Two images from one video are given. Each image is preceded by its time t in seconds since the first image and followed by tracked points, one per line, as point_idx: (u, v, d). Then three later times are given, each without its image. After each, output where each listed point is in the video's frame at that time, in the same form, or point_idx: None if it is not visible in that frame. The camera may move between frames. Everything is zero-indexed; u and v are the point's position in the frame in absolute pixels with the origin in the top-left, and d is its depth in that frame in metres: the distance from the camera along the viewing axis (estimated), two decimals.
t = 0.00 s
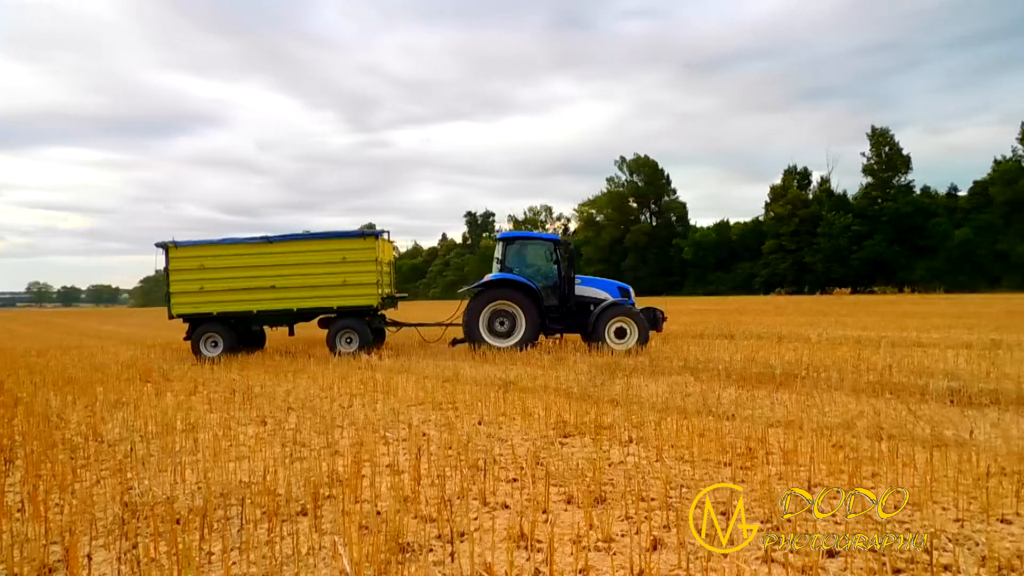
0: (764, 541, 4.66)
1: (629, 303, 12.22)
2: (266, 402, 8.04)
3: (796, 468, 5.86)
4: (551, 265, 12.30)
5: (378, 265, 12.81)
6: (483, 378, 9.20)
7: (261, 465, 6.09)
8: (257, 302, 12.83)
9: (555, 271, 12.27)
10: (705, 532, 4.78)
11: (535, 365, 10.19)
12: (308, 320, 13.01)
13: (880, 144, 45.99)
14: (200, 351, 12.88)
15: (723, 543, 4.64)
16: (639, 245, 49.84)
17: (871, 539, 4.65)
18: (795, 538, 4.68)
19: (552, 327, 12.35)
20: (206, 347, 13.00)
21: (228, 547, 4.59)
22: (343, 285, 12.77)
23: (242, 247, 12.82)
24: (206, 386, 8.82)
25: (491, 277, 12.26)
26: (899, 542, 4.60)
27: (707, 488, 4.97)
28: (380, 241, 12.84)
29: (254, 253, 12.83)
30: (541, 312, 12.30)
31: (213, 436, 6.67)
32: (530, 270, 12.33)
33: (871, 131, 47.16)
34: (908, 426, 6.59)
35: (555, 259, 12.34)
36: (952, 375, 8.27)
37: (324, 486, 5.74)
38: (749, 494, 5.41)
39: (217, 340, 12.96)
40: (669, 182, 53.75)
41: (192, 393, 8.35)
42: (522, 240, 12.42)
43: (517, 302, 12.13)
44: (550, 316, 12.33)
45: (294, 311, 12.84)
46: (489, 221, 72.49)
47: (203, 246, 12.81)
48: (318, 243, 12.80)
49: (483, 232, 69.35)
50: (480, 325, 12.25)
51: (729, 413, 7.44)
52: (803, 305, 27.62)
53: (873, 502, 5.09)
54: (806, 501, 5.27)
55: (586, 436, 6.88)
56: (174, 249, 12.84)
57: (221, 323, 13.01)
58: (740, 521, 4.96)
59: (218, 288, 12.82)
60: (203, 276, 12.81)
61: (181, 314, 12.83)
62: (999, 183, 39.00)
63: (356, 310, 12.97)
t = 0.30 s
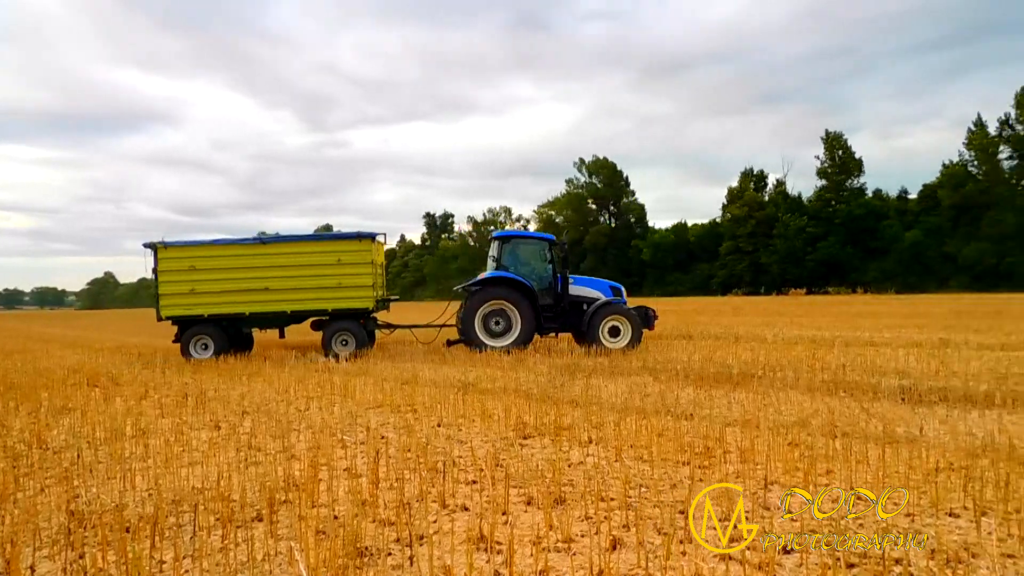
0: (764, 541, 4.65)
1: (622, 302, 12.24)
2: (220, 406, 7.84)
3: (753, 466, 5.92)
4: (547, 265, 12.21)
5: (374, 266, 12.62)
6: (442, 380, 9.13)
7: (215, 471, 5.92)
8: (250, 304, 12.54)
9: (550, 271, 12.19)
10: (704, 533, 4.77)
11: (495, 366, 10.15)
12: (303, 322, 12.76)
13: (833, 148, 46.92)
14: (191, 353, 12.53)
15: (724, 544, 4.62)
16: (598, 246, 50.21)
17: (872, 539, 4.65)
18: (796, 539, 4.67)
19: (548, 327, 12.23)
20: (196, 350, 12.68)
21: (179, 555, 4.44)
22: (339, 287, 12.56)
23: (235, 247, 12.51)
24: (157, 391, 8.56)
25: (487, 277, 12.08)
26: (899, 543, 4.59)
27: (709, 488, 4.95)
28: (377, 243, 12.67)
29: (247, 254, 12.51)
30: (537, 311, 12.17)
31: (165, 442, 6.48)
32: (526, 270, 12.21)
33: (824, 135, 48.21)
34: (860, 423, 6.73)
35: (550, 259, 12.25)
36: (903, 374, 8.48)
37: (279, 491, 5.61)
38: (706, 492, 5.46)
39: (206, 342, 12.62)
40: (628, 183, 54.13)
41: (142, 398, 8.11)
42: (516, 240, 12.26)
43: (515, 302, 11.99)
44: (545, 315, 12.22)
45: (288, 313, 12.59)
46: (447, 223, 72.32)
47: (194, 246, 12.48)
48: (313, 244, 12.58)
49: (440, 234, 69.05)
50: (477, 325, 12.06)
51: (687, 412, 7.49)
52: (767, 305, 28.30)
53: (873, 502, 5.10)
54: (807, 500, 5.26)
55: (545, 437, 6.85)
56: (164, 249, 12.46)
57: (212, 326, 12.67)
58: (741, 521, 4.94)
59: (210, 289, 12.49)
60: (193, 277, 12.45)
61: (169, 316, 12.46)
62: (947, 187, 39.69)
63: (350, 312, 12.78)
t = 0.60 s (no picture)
0: (765, 541, 4.64)
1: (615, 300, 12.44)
2: (176, 409, 7.65)
3: (714, 464, 5.96)
4: (543, 264, 12.31)
5: (373, 266, 12.69)
6: (404, 381, 9.04)
7: (170, 476, 5.76)
8: (248, 303, 12.50)
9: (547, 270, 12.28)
10: (706, 532, 4.75)
11: (457, 367, 10.09)
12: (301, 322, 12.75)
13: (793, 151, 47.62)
14: (188, 353, 12.46)
15: (725, 543, 4.61)
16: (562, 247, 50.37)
17: (871, 539, 4.65)
18: (793, 538, 4.66)
19: (545, 326, 12.27)
20: (192, 350, 12.55)
21: (132, 564, 4.30)
22: (337, 286, 12.59)
23: (233, 245, 12.52)
24: (110, 395, 8.31)
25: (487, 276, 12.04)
26: (898, 543, 4.59)
27: (707, 488, 4.94)
28: (376, 242, 12.75)
29: (245, 252, 12.54)
30: (534, 310, 12.22)
31: (118, 447, 6.29)
32: (523, 270, 12.25)
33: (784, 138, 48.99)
34: (819, 421, 6.84)
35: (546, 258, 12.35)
36: (859, 372, 8.65)
37: (237, 496, 5.47)
38: (669, 491, 5.47)
39: (201, 342, 12.50)
40: (590, 184, 54.20)
41: (94, 402, 7.87)
42: (511, 240, 12.38)
43: (514, 301, 11.99)
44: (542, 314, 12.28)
45: (285, 311, 12.55)
46: (409, 223, 71.91)
47: (190, 245, 12.44)
48: (312, 242, 12.61)
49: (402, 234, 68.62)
50: (478, 322, 11.98)
51: (649, 412, 7.52)
52: (732, 305, 28.73)
53: (873, 502, 5.08)
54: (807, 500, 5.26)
55: (508, 438, 6.79)
56: (159, 249, 12.37)
57: (208, 325, 12.59)
58: (740, 522, 4.93)
59: (206, 288, 12.44)
60: (189, 275, 12.40)
61: (164, 315, 12.35)
62: (901, 189, 41.63)
63: (347, 311, 12.81)
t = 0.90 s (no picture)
0: (765, 540, 4.63)
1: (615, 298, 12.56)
2: (139, 412, 7.47)
3: (683, 463, 5.98)
4: (543, 266, 12.29)
5: (377, 265, 12.69)
6: (373, 383, 8.95)
7: (132, 481, 5.62)
8: (252, 303, 12.33)
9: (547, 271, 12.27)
10: (706, 533, 4.74)
11: (426, 368, 10.02)
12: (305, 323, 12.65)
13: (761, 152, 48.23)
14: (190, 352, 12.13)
15: (724, 544, 4.60)
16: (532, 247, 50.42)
17: (871, 539, 4.65)
18: (792, 538, 4.66)
19: (547, 328, 12.29)
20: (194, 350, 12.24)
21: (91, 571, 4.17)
22: (342, 287, 12.53)
23: (236, 246, 12.32)
24: (70, 398, 8.09)
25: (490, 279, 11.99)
26: (898, 543, 4.59)
27: (707, 488, 4.93)
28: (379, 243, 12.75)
29: (247, 253, 12.35)
30: (536, 312, 12.21)
31: (78, 451, 6.13)
32: (524, 271, 12.23)
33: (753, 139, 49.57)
34: (786, 420, 6.90)
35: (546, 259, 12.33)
36: (826, 371, 8.78)
37: (201, 500, 5.35)
38: (638, 490, 5.48)
39: (204, 342, 12.19)
40: (560, 184, 54.44)
41: (53, 406, 7.65)
42: (510, 242, 12.30)
43: (518, 304, 11.98)
44: (544, 315, 12.28)
45: (289, 312, 12.42)
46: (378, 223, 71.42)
47: (191, 246, 12.16)
48: (316, 243, 12.54)
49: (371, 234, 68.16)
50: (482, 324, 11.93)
51: (618, 412, 7.52)
52: (701, 305, 28.97)
53: (872, 502, 5.09)
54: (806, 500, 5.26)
55: (478, 439, 6.73)
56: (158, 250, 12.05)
57: (210, 326, 12.33)
58: (740, 521, 4.92)
59: (208, 290, 12.21)
60: (192, 276, 12.15)
61: (165, 317, 12.07)
62: (866, 190, 42.46)
63: (350, 312, 12.74)
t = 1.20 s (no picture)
0: (764, 541, 4.63)
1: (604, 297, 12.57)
2: (85, 418, 7.22)
3: (641, 462, 5.99)
4: (535, 266, 12.30)
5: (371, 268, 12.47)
6: (329, 385, 8.79)
7: (77, 489, 5.42)
8: (245, 304, 12.05)
9: (539, 271, 12.30)
10: (705, 533, 4.73)
11: (384, 370, 9.91)
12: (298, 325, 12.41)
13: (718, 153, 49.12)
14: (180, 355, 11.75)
15: (723, 544, 4.60)
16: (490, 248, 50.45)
17: (870, 540, 4.65)
18: (792, 539, 4.66)
19: (540, 329, 12.26)
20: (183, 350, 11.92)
21: None
22: (336, 288, 12.30)
23: (232, 246, 12.06)
24: (13, 404, 7.77)
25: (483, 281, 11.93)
26: (897, 543, 4.59)
27: (705, 489, 4.92)
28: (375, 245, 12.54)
29: (241, 253, 12.09)
30: (528, 312, 12.16)
31: (20, 459, 5.89)
32: (516, 272, 12.22)
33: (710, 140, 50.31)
34: (742, 418, 6.98)
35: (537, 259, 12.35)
36: (781, 370, 8.92)
37: (151, 506, 5.18)
38: (597, 490, 5.48)
39: (195, 343, 11.86)
40: (519, 184, 54.47)
41: None
42: (502, 242, 12.27)
43: (511, 304, 11.97)
44: (536, 316, 12.23)
45: (283, 313, 12.17)
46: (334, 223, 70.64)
47: (183, 245, 11.89)
48: (311, 244, 12.30)
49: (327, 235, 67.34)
50: (475, 326, 11.89)
51: (577, 412, 7.52)
52: (666, 305, 29.49)
53: (873, 502, 5.09)
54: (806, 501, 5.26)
55: (436, 441, 6.65)
56: (150, 248, 11.74)
57: (202, 326, 12.02)
58: (739, 521, 4.92)
59: (200, 290, 11.90)
60: (184, 275, 11.84)
61: (156, 316, 11.76)
62: (818, 193, 43.51)
63: (344, 313, 12.52)
